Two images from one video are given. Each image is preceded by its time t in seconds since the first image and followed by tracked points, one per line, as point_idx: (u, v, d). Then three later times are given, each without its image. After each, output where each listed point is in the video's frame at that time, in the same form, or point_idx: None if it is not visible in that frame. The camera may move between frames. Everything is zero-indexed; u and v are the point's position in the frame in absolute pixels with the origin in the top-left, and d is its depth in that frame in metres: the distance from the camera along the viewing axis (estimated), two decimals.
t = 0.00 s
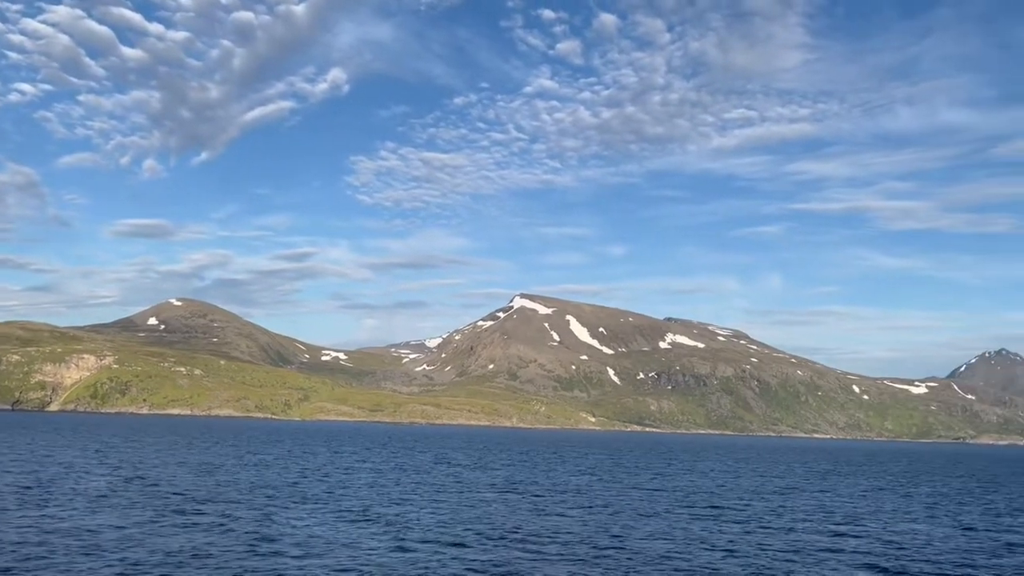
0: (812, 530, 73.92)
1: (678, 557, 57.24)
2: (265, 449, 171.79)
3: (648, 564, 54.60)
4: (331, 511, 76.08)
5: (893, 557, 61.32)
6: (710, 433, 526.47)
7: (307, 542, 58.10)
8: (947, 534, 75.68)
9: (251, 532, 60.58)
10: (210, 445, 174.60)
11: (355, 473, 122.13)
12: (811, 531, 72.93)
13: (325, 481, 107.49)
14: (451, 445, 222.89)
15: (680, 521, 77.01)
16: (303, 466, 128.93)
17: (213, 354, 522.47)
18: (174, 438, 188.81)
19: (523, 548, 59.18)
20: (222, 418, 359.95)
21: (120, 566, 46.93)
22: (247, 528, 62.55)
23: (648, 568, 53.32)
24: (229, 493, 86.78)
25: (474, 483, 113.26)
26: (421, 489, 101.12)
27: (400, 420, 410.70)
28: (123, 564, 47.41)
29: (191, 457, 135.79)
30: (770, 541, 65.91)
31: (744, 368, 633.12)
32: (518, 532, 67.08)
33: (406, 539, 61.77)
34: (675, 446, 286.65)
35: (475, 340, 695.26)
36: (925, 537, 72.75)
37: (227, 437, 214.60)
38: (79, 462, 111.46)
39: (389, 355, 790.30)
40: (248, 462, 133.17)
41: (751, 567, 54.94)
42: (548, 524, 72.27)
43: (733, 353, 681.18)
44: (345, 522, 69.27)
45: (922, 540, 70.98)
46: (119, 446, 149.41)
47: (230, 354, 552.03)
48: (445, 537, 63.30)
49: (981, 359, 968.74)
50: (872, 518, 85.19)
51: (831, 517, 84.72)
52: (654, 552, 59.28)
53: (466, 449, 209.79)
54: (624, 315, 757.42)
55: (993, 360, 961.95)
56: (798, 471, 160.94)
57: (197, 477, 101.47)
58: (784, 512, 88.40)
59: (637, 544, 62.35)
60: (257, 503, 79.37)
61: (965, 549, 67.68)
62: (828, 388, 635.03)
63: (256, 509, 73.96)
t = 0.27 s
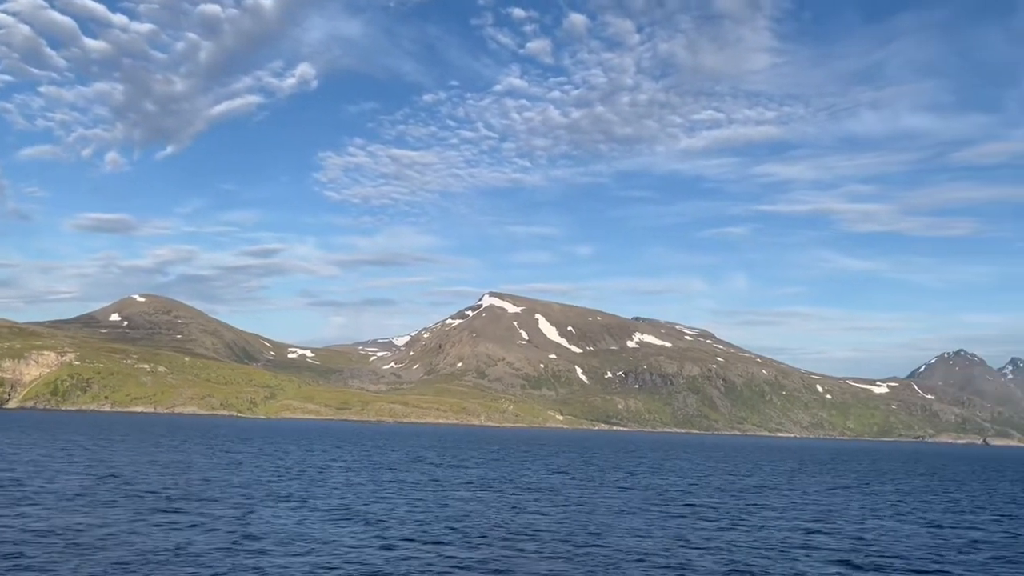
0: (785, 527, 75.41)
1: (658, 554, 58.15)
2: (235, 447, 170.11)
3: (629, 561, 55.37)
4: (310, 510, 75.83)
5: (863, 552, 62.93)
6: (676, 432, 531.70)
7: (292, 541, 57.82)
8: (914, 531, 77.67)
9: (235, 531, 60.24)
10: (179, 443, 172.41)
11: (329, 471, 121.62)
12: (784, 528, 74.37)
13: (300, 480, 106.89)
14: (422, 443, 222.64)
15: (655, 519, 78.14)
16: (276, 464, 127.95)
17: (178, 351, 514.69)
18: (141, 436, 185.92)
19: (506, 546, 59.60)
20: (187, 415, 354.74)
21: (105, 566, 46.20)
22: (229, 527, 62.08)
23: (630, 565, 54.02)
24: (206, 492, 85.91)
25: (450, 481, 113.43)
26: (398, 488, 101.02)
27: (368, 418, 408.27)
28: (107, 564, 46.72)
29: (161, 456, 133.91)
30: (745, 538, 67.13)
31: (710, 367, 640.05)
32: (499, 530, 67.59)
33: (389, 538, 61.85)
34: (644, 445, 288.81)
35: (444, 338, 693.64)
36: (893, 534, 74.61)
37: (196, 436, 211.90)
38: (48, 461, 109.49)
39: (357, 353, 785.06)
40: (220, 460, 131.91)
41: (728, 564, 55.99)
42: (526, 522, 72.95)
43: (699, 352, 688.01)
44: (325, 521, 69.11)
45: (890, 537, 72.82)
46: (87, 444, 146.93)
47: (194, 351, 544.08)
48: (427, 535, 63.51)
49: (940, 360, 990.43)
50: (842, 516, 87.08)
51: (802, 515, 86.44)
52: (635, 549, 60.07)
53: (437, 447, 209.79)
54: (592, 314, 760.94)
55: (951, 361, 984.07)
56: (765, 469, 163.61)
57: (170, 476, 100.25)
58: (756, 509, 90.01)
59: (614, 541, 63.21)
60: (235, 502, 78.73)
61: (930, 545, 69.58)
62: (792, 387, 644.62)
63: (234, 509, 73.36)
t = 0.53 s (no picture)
0: (759, 524, 76.83)
1: (637, 552, 59.04)
2: (206, 445, 168.40)
3: (609, 558, 56.17)
4: (288, 509, 75.63)
5: (833, 548, 64.45)
6: (643, 430, 535.77)
7: (274, 539, 57.76)
8: (883, 528, 79.59)
9: (216, 529, 59.98)
10: (148, 442, 170.15)
11: (304, 470, 121.06)
12: (758, 525, 75.76)
13: (275, 478, 106.34)
14: (394, 442, 222.13)
15: (632, 517, 79.15)
16: (250, 463, 127.00)
17: (142, 348, 506.20)
18: (108, 435, 183.25)
19: (487, 545, 60.01)
20: (151, 413, 349.03)
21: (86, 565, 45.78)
22: (209, 526, 61.83)
23: (608, 563, 54.74)
24: (182, 490, 85.17)
25: (425, 479, 113.69)
26: (374, 487, 100.99)
27: (336, 416, 405.09)
28: (89, 562, 46.34)
29: (131, 454, 132.30)
30: (720, 535, 68.38)
31: (677, 367, 645.71)
32: (478, 529, 68.14)
33: (371, 536, 62.05)
34: (614, 444, 290.46)
35: (413, 336, 690.93)
36: (862, 531, 76.36)
37: (164, 433, 208.84)
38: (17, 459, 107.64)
39: (324, 351, 778.64)
40: (192, 459, 130.68)
41: (705, 560, 56.93)
42: (506, 520, 73.52)
43: (668, 352, 693.51)
44: (304, 519, 69.00)
45: (859, 533, 74.57)
46: (55, 442, 144.68)
47: (159, 348, 535.58)
48: (407, 533, 63.83)
49: (902, 360, 1010.17)
50: (812, 513, 88.89)
51: (774, 512, 88.12)
52: (612, 547, 60.90)
53: (409, 446, 209.65)
54: (562, 313, 763.24)
55: (913, 361, 1004.13)
56: (736, 468, 165.85)
57: (144, 475, 99.13)
58: (730, 507, 91.44)
59: (592, 539, 64.05)
60: (212, 500, 78.17)
61: (898, 541, 71.37)
62: (759, 387, 652.84)
63: (212, 508, 72.89)
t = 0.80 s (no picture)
0: (736, 521, 78.43)
1: (621, 549, 60.11)
2: (181, 444, 166.48)
3: (594, 556, 57.07)
4: (270, 507, 75.62)
5: (809, 545, 66.12)
6: (614, 429, 539.12)
7: (261, 538, 57.90)
8: (857, 525, 81.52)
9: (201, 528, 59.98)
10: (120, 440, 168.30)
11: (284, 469, 120.47)
12: (735, 522, 77.30)
13: (253, 477, 105.98)
14: (367, 440, 221.72)
15: (612, 514, 80.35)
16: (228, 462, 126.11)
17: (108, 345, 498.02)
18: (78, 432, 180.88)
19: (473, 543, 60.66)
20: (118, 411, 343.84)
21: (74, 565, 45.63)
22: (194, 525, 61.72)
23: (593, 560, 55.67)
24: (161, 489, 84.64)
25: (404, 478, 113.99)
26: (354, 485, 101.13)
27: (306, 415, 401.96)
28: (78, 563, 46.16)
29: (105, 453, 130.90)
30: (699, 532, 69.72)
31: (648, 365, 650.33)
32: (463, 527, 68.78)
33: (361, 535, 62.44)
34: (586, 442, 292.20)
35: (385, 334, 687.96)
36: (837, 528, 78.21)
37: (135, 432, 205.68)
38: None
39: (295, 349, 772.18)
40: (168, 457, 129.72)
41: (687, 557, 58.13)
42: (489, 519, 74.20)
43: (639, 351, 698.16)
44: (287, 518, 69.07)
45: (832, 530, 76.46)
46: (26, 440, 142.75)
47: (125, 346, 527.28)
48: (394, 532, 64.15)
49: (868, 360, 1027.42)
50: (786, 510, 90.81)
51: (750, 509, 89.91)
52: (596, 545, 61.81)
53: (384, 444, 209.39)
54: (534, 311, 764.87)
55: (878, 361, 1021.77)
56: (710, 467, 167.74)
57: (120, 474, 98.24)
58: (708, 504, 93.04)
59: (576, 537, 64.99)
60: (193, 499, 77.84)
61: (870, 538, 73.33)
62: (728, 386, 660.11)
63: (194, 507, 72.68)
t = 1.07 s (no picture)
0: (716, 519, 79.67)
1: (606, 548, 60.93)
2: (160, 443, 165.08)
3: (579, 554, 57.81)
4: (255, 508, 75.39)
5: (788, 542, 67.40)
6: (589, 427, 541.44)
7: (249, 539, 57.94)
8: (836, 522, 83.03)
9: (187, 530, 59.93)
10: (95, 440, 166.68)
11: (267, 469, 120.16)
12: (715, 521, 78.52)
13: (234, 477, 105.59)
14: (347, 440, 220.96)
15: (595, 514, 81.15)
16: (210, 461, 125.53)
17: (77, 343, 489.88)
18: (51, 432, 178.76)
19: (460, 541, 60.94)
20: (87, 410, 338.63)
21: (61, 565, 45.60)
22: (180, 527, 61.50)
23: (579, 559, 56.22)
24: (142, 490, 84.08)
25: (386, 477, 114.18)
26: (336, 485, 101.02)
27: (280, 414, 398.57)
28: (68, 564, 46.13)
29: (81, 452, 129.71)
30: (682, 532, 70.55)
31: (622, 364, 653.73)
32: (448, 525, 69.20)
33: (351, 534, 62.89)
34: (561, 441, 293.11)
35: (359, 333, 684.33)
36: (816, 525, 79.60)
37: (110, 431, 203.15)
38: None
39: (268, 347, 765.16)
40: (147, 457, 128.70)
41: (673, 556, 58.92)
42: (472, 518, 74.74)
43: (613, 350, 701.42)
44: (273, 518, 69.06)
45: (811, 527, 77.82)
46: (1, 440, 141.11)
47: (95, 344, 518.88)
48: (384, 531, 64.66)
49: (839, 359, 1041.65)
50: (765, 508, 92.22)
51: (729, 508, 91.12)
52: (581, 544, 62.45)
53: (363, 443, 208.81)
54: (509, 310, 765.30)
55: (848, 361, 1036.44)
56: (689, 466, 169.10)
57: (100, 474, 97.37)
58: (688, 503, 94.21)
59: (557, 536, 65.78)
60: (176, 501, 77.50)
61: (848, 534, 74.75)
62: (701, 385, 665.72)
63: (178, 509, 72.34)
